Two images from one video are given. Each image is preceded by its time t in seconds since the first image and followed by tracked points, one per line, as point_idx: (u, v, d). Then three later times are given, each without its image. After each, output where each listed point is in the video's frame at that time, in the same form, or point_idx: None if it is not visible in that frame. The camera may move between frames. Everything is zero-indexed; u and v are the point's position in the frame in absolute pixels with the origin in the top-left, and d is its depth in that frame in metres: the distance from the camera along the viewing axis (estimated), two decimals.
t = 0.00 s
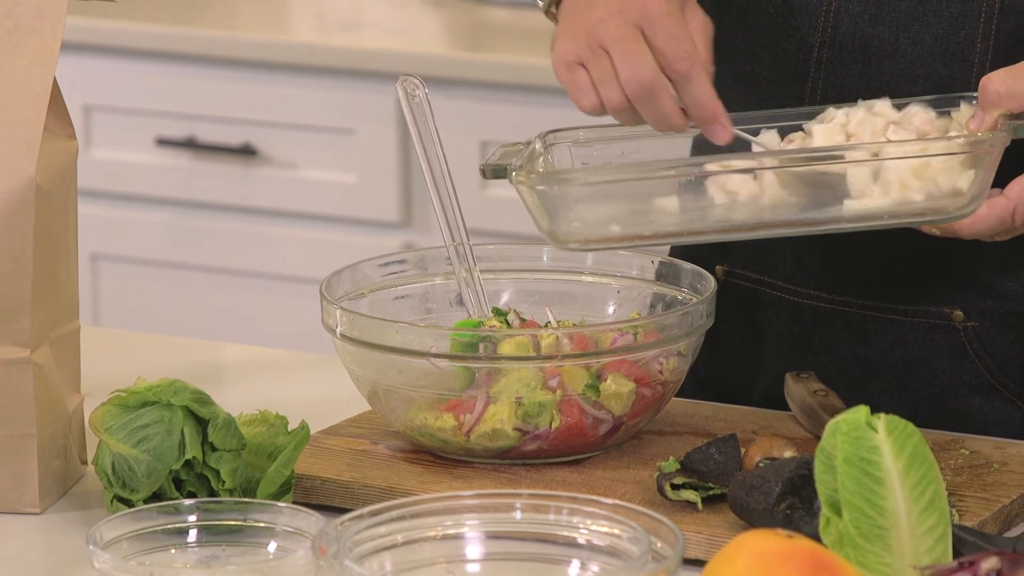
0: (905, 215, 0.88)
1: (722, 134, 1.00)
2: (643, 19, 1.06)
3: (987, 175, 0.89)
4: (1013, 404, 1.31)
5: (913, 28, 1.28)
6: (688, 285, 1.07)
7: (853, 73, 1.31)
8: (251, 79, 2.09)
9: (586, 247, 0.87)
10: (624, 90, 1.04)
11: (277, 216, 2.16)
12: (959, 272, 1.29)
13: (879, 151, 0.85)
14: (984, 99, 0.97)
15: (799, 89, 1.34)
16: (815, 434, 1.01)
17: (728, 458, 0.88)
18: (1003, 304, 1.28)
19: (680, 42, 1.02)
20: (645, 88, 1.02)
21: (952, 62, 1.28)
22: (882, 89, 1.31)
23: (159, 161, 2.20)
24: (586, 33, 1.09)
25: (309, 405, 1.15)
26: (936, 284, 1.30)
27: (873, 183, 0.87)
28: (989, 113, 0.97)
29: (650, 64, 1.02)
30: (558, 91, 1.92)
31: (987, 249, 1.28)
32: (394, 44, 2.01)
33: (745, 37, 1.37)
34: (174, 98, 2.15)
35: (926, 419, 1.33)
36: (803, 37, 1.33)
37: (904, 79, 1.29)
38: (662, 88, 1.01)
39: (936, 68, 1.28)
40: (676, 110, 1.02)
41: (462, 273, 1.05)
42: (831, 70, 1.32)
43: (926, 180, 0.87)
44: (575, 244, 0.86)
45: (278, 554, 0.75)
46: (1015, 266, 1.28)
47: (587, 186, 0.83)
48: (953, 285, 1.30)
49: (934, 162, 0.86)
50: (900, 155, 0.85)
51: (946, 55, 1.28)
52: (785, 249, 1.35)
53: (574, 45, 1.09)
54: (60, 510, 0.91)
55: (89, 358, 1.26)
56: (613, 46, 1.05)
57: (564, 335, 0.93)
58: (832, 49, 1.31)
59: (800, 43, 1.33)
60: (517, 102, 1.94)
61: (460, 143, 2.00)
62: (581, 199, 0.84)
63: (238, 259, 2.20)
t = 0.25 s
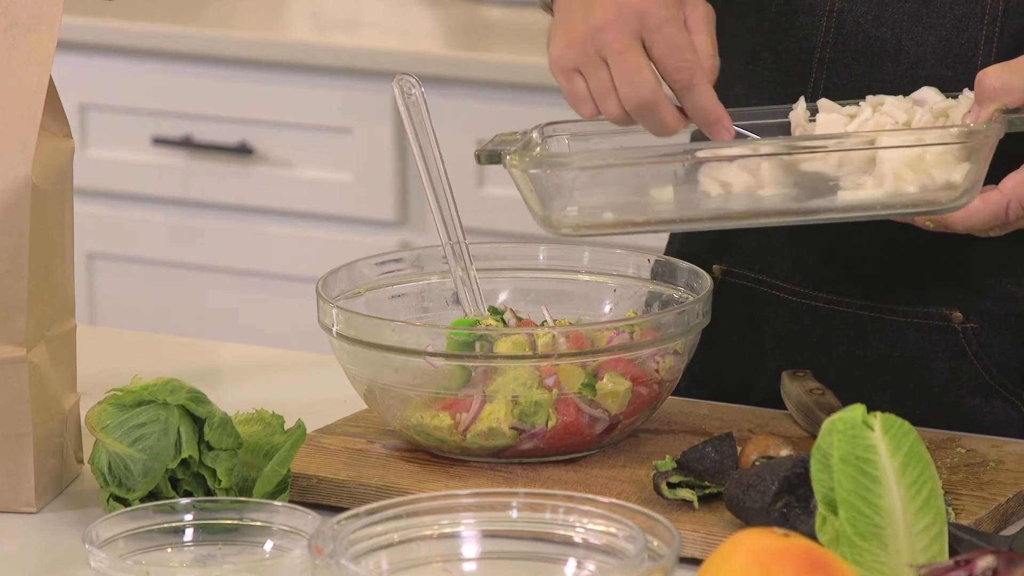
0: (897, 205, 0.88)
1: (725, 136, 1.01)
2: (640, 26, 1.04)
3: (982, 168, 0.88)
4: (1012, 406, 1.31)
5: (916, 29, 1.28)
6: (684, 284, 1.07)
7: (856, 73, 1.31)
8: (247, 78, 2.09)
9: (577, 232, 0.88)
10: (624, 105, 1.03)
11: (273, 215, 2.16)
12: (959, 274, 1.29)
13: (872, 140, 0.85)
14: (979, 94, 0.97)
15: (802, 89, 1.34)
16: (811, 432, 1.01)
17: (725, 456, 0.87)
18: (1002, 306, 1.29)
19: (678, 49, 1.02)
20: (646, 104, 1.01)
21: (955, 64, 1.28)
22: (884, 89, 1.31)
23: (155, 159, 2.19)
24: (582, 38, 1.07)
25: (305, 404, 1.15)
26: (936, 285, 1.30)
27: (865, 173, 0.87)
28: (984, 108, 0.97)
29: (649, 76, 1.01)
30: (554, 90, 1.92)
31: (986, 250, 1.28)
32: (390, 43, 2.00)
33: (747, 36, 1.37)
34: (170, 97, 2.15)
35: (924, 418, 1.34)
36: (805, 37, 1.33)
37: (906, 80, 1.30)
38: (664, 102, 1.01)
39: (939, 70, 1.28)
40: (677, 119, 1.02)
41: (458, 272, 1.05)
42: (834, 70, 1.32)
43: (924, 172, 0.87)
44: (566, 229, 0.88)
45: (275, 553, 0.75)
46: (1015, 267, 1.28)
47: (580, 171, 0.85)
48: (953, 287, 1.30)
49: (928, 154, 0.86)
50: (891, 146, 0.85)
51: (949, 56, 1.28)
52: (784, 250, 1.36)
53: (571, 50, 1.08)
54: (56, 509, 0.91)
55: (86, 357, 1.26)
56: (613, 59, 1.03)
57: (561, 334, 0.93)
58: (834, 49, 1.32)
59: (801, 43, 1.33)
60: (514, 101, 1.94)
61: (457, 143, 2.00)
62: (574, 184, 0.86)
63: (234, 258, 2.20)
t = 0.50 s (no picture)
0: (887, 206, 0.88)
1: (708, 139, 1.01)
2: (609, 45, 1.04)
3: (973, 170, 0.89)
4: (1013, 406, 1.31)
5: (916, 31, 1.29)
6: (680, 283, 1.07)
7: (855, 76, 1.32)
8: (243, 78, 2.09)
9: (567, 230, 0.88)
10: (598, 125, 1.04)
11: (269, 214, 2.16)
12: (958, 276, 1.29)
13: (860, 143, 0.85)
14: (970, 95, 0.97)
15: (800, 92, 1.34)
16: (808, 431, 1.01)
17: (720, 456, 0.88)
18: (1002, 308, 1.28)
19: (649, 63, 1.02)
20: (618, 123, 1.02)
21: (954, 66, 1.29)
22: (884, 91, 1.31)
23: (151, 159, 2.19)
24: (554, 61, 1.07)
25: (302, 403, 1.15)
26: (935, 288, 1.30)
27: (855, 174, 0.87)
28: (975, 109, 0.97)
29: (621, 96, 1.02)
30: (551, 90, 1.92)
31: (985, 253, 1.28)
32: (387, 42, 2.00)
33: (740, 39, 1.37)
34: (166, 97, 2.14)
35: (923, 418, 1.34)
36: (803, 40, 1.33)
37: (906, 82, 1.30)
38: (637, 119, 1.01)
39: (938, 72, 1.29)
40: (654, 133, 1.02)
41: (454, 272, 1.05)
42: (832, 73, 1.32)
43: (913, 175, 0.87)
44: (555, 227, 0.88)
45: (271, 552, 0.75)
46: (1012, 269, 1.28)
47: (569, 169, 0.85)
48: (952, 289, 1.30)
49: (918, 156, 0.86)
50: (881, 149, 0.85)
51: (948, 58, 1.28)
52: (782, 253, 1.35)
53: (546, 71, 1.08)
54: (53, 509, 0.91)
55: (81, 356, 1.26)
56: (585, 81, 1.04)
57: (557, 334, 0.93)
58: (833, 51, 1.32)
59: (799, 46, 1.33)
60: (510, 100, 1.94)
61: (453, 142, 2.00)
62: (565, 182, 0.86)
63: (230, 258, 2.20)
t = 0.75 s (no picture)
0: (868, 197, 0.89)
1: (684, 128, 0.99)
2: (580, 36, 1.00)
3: (952, 163, 0.89)
4: (1007, 403, 1.31)
5: (902, 27, 1.28)
6: (675, 283, 1.07)
7: (843, 74, 1.31)
8: (239, 77, 2.09)
9: (547, 220, 0.88)
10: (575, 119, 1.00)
11: (264, 214, 2.16)
12: (949, 272, 1.30)
13: (837, 133, 0.85)
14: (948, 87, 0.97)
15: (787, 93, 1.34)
16: (803, 431, 1.02)
17: (716, 455, 0.88)
18: (993, 302, 1.29)
19: (622, 52, 0.98)
20: (594, 117, 0.99)
21: (941, 61, 1.28)
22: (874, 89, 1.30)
23: (147, 159, 2.19)
24: (525, 55, 1.02)
25: (298, 403, 1.14)
26: (926, 284, 1.31)
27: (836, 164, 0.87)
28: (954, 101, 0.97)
29: (596, 89, 0.99)
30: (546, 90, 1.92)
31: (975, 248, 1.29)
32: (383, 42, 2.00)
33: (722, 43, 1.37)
34: (162, 96, 2.14)
35: (917, 417, 1.34)
36: (789, 40, 1.32)
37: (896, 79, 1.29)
38: (613, 111, 0.98)
39: (926, 67, 1.28)
40: (631, 123, 0.99)
41: (450, 271, 1.05)
42: (821, 72, 1.32)
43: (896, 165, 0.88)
44: (537, 216, 0.88)
45: (266, 552, 0.75)
46: (1003, 263, 1.28)
47: (547, 158, 0.85)
48: (944, 285, 1.30)
49: (897, 146, 0.86)
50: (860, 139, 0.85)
51: (936, 54, 1.28)
52: (772, 253, 1.36)
53: (514, 65, 1.03)
54: (48, 509, 0.91)
55: (77, 356, 1.26)
56: (558, 74, 1.00)
57: (552, 333, 0.93)
58: (819, 51, 1.31)
59: (785, 46, 1.33)
60: (506, 100, 1.94)
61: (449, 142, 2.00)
62: (541, 172, 0.86)
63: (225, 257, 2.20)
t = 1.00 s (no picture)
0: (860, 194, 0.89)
1: (627, 97, 0.97)
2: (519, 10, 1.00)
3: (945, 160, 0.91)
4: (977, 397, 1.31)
5: (873, 18, 1.28)
6: (672, 283, 1.07)
7: (813, 66, 1.31)
8: (236, 77, 2.08)
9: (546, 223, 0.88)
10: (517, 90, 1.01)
11: (261, 214, 2.16)
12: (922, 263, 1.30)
13: (826, 132, 0.86)
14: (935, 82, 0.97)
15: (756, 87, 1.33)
16: (800, 430, 1.02)
17: (714, 455, 0.88)
18: (965, 293, 1.29)
19: (560, 20, 0.98)
20: (533, 87, 1.00)
21: (913, 51, 1.28)
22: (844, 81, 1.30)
23: (144, 158, 2.19)
24: (464, 27, 1.03)
25: (295, 403, 1.14)
26: (898, 275, 1.30)
27: (824, 163, 0.87)
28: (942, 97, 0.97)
29: (535, 59, 0.99)
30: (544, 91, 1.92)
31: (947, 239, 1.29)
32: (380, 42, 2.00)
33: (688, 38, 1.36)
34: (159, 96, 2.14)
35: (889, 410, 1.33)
36: (758, 34, 1.32)
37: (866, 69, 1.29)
38: (551, 81, 0.99)
39: (897, 57, 1.29)
40: (572, 92, 1.00)
41: (446, 271, 1.04)
42: (791, 65, 1.31)
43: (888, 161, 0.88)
44: (536, 220, 0.87)
45: (264, 552, 0.75)
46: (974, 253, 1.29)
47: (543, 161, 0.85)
48: (916, 276, 1.30)
49: (886, 142, 0.87)
50: (850, 136, 0.86)
51: (907, 44, 1.28)
52: (744, 246, 1.35)
53: (455, 38, 1.05)
54: (45, 509, 0.91)
55: (74, 356, 1.26)
56: (497, 45, 1.01)
57: (549, 333, 0.94)
58: (790, 44, 1.31)
59: (754, 40, 1.32)
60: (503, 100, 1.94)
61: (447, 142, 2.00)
62: (533, 173, 0.86)
63: (223, 257, 2.20)
